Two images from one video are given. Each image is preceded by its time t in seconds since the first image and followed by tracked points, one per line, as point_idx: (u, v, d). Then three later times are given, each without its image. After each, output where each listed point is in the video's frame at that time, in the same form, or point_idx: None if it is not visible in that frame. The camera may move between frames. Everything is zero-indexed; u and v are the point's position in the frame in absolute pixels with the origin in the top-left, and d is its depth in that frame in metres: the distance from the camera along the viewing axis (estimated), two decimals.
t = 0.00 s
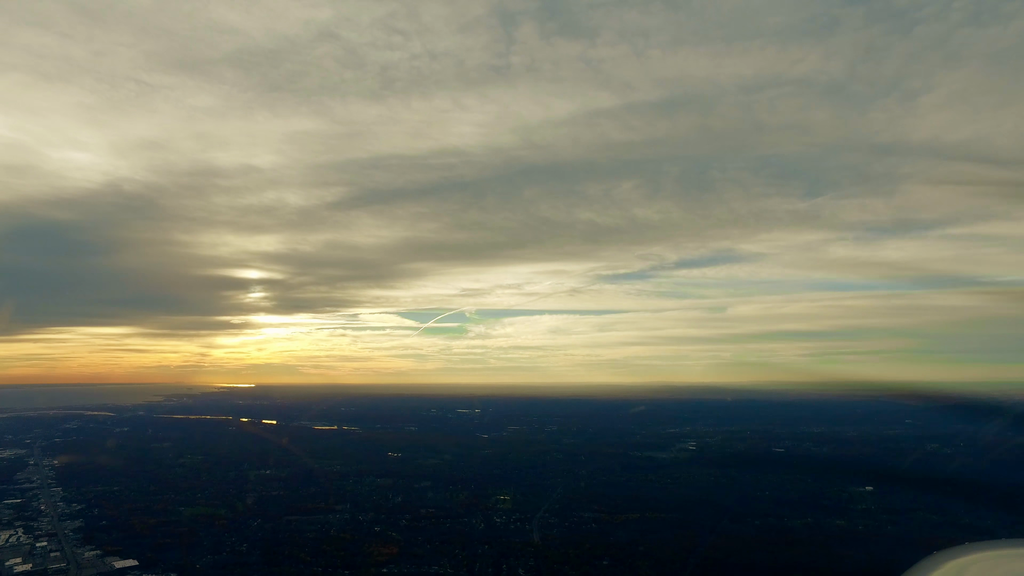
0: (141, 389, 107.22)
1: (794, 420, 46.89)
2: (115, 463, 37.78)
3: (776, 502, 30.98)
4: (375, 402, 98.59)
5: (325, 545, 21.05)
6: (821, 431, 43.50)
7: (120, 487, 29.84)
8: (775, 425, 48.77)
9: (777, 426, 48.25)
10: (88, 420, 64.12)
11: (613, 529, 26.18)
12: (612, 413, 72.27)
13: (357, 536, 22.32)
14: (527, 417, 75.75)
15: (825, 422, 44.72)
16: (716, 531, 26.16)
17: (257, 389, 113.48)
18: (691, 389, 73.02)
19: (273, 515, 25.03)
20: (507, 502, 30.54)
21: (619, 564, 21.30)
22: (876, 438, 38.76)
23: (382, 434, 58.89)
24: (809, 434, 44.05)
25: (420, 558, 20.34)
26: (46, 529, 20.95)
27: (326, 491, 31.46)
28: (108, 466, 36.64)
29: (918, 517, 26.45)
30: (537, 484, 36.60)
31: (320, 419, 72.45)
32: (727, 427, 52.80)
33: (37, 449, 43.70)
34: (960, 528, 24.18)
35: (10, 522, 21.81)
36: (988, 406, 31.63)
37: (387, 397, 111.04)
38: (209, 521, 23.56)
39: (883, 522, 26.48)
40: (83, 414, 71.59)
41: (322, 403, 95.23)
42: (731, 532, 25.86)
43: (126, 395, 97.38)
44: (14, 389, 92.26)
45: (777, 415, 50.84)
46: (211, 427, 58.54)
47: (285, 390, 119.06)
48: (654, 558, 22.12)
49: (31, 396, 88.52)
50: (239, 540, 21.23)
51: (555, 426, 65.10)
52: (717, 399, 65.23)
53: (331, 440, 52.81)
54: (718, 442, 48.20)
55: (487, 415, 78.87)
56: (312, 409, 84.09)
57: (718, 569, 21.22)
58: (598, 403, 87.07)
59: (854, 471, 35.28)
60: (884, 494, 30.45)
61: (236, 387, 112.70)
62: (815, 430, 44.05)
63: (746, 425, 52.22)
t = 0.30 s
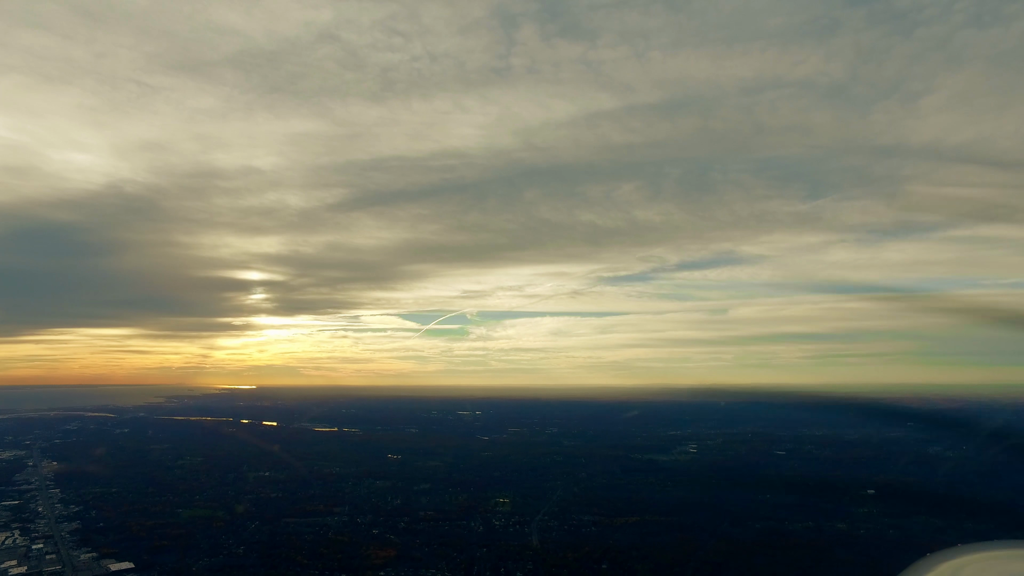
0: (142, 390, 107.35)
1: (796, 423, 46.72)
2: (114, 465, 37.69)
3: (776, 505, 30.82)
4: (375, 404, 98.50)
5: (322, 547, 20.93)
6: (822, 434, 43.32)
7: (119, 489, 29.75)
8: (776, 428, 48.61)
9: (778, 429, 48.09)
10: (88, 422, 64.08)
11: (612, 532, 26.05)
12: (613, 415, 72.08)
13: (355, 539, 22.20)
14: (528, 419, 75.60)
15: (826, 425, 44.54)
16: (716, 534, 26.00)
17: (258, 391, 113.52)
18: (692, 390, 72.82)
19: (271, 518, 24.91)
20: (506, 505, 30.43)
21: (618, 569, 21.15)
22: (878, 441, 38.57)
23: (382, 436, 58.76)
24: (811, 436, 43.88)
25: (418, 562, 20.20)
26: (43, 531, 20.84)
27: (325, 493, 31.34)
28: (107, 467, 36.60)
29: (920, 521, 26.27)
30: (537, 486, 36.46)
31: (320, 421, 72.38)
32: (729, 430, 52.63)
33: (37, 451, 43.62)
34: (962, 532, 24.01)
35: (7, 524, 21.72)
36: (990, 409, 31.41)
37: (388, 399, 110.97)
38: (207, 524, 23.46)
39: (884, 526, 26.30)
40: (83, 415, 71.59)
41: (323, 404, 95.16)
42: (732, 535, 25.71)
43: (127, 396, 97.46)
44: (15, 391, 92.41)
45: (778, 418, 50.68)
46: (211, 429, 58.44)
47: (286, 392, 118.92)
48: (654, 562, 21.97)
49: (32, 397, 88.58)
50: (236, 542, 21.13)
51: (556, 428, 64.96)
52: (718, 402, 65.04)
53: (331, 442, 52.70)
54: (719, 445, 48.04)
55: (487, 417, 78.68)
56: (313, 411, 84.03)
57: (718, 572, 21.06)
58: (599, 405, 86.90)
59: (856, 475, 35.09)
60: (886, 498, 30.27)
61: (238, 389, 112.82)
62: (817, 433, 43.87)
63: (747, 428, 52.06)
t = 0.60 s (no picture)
0: (144, 390, 107.64)
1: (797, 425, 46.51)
2: (113, 466, 37.61)
3: (777, 508, 30.68)
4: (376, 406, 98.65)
5: (319, 550, 20.83)
6: (824, 437, 43.16)
7: (117, 491, 29.69)
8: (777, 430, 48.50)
9: (780, 431, 47.95)
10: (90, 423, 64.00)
11: (611, 535, 25.94)
12: (613, 417, 71.90)
13: (352, 541, 22.10)
14: (528, 420, 75.48)
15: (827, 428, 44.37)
16: (717, 538, 25.86)
17: (259, 392, 113.63)
18: (692, 393, 72.61)
19: (269, 519, 24.84)
20: (506, 508, 30.34)
21: (617, 572, 21.01)
22: (880, 444, 38.39)
23: (382, 437, 58.70)
24: (812, 439, 43.69)
25: (416, 564, 20.10)
26: (40, 533, 20.76)
27: (324, 495, 31.26)
28: (106, 468, 36.56)
29: (922, 525, 26.10)
30: (536, 489, 36.34)
31: (320, 422, 72.27)
32: (730, 432, 52.45)
33: (37, 451, 43.56)
34: (965, 536, 23.80)
35: (3, 526, 21.62)
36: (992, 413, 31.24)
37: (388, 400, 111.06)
38: (205, 525, 23.39)
39: (886, 530, 26.10)
40: (84, 416, 71.61)
41: (323, 406, 95.24)
42: (732, 539, 25.54)
43: (128, 397, 97.56)
44: (17, 391, 92.71)
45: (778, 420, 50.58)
46: (211, 430, 58.38)
47: (287, 393, 118.77)
48: (653, 566, 21.84)
49: (33, 398, 88.72)
50: (233, 544, 21.06)
51: (556, 430, 64.84)
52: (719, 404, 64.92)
53: (331, 444, 52.64)
54: (720, 447, 47.92)
55: (487, 418, 78.48)
56: (313, 412, 83.92)
57: None
58: (599, 408, 86.79)
59: (858, 478, 34.92)
60: (888, 502, 30.06)
61: (239, 390, 113.01)
62: (818, 435, 43.73)
63: (748, 430, 51.88)
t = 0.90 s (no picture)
0: (144, 391, 107.78)
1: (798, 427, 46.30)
2: (112, 467, 37.55)
3: (777, 510, 30.53)
4: (376, 407, 98.62)
5: (316, 552, 20.74)
6: (826, 439, 42.98)
7: (115, 491, 29.62)
8: (779, 432, 48.30)
9: (782, 433, 47.76)
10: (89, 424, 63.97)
11: (610, 538, 25.81)
12: (614, 419, 71.71)
13: (350, 543, 22.01)
14: (529, 422, 75.33)
15: (829, 430, 44.18)
16: (716, 540, 25.72)
17: (259, 393, 113.69)
18: (693, 395, 72.41)
19: (267, 521, 24.79)
20: (504, 510, 30.22)
21: None
22: (882, 446, 38.22)
23: (382, 438, 58.60)
24: (813, 441, 43.48)
25: (412, 567, 20.00)
26: (36, 534, 20.69)
27: (323, 496, 31.18)
28: (105, 469, 36.51)
29: (924, 528, 25.94)
30: (536, 491, 36.22)
31: (320, 423, 72.15)
32: (731, 434, 52.27)
33: (36, 452, 43.55)
34: (966, 540, 23.59)
35: None
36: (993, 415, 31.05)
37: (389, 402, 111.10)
38: (202, 527, 23.32)
39: (888, 533, 25.92)
40: (84, 416, 71.64)
41: (324, 407, 95.17)
42: (732, 542, 25.39)
43: (128, 398, 97.64)
44: (18, 391, 92.89)
45: (779, 422, 50.39)
46: (211, 431, 58.30)
47: (287, 394, 118.62)
48: (652, 569, 21.72)
49: (34, 398, 88.82)
50: (230, 546, 20.96)
51: (556, 432, 64.71)
52: (720, 406, 64.73)
53: (331, 445, 52.56)
54: (720, 449, 47.76)
55: (487, 420, 78.30)
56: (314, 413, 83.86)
57: None
58: (600, 409, 86.65)
59: (860, 480, 34.73)
60: (890, 504, 29.91)
61: (239, 391, 113.15)
62: (820, 438, 43.56)
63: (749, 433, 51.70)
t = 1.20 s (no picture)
0: (146, 391, 108.07)
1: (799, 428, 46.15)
2: (111, 468, 37.49)
3: (777, 513, 30.43)
4: (376, 408, 98.64)
5: (313, 554, 20.61)
6: (827, 441, 42.84)
7: (113, 493, 29.53)
8: (781, 434, 48.15)
9: (783, 435, 47.61)
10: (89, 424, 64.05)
11: (610, 541, 25.66)
12: (615, 420, 71.58)
13: (347, 546, 21.90)
14: (529, 424, 75.25)
15: (831, 432, 44.02)
16: (716, 544, 25.57)
17: (260, 394, 113.82)
18: (694, 397, 72.27)
19: (264, 523, 24.71)
20: (504, 512, 30.11)
21: None
22: (884, 449, 38.04)
23: (383, 440, 58.52)
24: (814, 443, 43.32)
25: (409, 570, 19.88)
26: (33, 535, 20.60)
27: (322, 498, 31.13)
28: (104, 470, 36.49)
29: (926, 532, 25.74)
30: (535, 493, 36.09)
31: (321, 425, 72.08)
32: (732, 437, 52.09)
33: (36, 452, 43.57)
34: (968, 544, 23.41)
35: None
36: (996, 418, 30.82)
37: (389, 403, 111.16)
38: (199, 528, 23.24)
39: (890, 536, 25.71)
40: (85, 416, 71.77)
41: (324, 408, 95.26)
42: (732, 545, 25.27)
43: (130, 398, 98.03)
44: (20, 391, 93.27)
45: (781, 424, 50.27)
46: (211, 432, 58.22)
47: (289, 395, 118.59)
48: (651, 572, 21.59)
49: (36, 398, 89.19)
50: (227, 548, 20.86)
51: (557, 434, 64.56)
52: (721, 408, 64.62)
53: (331, 446, 52.52)
54: (721, 451, 47.61)
55: (488, 421, 78.23)
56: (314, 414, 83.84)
57: None
58: (601, 411, 86.57)
59: (862, 483, 34.54)
60: (892, 508, 29.72)
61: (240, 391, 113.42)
62: (821, 440, 43.43)
63: (750, 435, 51.56)
